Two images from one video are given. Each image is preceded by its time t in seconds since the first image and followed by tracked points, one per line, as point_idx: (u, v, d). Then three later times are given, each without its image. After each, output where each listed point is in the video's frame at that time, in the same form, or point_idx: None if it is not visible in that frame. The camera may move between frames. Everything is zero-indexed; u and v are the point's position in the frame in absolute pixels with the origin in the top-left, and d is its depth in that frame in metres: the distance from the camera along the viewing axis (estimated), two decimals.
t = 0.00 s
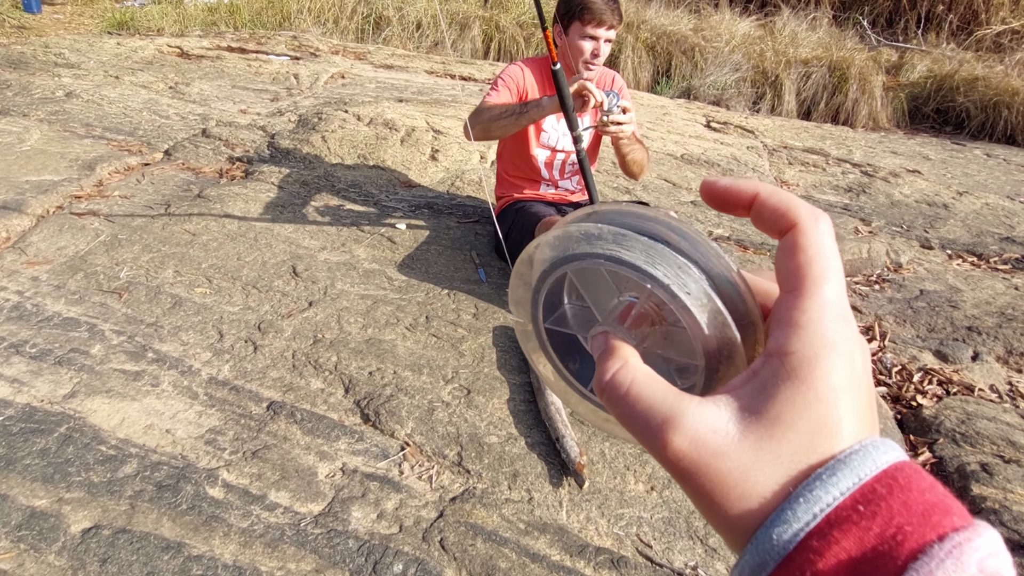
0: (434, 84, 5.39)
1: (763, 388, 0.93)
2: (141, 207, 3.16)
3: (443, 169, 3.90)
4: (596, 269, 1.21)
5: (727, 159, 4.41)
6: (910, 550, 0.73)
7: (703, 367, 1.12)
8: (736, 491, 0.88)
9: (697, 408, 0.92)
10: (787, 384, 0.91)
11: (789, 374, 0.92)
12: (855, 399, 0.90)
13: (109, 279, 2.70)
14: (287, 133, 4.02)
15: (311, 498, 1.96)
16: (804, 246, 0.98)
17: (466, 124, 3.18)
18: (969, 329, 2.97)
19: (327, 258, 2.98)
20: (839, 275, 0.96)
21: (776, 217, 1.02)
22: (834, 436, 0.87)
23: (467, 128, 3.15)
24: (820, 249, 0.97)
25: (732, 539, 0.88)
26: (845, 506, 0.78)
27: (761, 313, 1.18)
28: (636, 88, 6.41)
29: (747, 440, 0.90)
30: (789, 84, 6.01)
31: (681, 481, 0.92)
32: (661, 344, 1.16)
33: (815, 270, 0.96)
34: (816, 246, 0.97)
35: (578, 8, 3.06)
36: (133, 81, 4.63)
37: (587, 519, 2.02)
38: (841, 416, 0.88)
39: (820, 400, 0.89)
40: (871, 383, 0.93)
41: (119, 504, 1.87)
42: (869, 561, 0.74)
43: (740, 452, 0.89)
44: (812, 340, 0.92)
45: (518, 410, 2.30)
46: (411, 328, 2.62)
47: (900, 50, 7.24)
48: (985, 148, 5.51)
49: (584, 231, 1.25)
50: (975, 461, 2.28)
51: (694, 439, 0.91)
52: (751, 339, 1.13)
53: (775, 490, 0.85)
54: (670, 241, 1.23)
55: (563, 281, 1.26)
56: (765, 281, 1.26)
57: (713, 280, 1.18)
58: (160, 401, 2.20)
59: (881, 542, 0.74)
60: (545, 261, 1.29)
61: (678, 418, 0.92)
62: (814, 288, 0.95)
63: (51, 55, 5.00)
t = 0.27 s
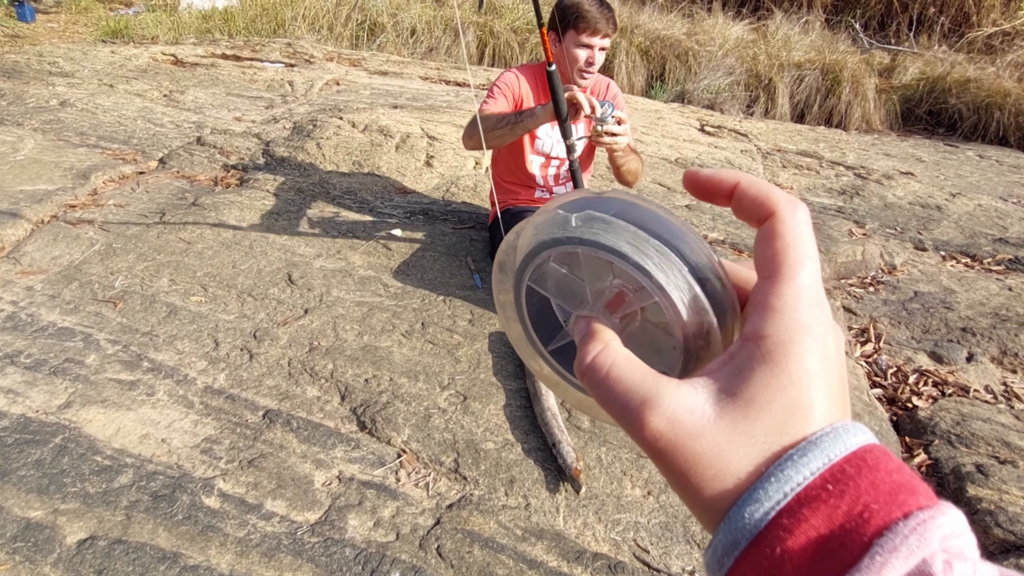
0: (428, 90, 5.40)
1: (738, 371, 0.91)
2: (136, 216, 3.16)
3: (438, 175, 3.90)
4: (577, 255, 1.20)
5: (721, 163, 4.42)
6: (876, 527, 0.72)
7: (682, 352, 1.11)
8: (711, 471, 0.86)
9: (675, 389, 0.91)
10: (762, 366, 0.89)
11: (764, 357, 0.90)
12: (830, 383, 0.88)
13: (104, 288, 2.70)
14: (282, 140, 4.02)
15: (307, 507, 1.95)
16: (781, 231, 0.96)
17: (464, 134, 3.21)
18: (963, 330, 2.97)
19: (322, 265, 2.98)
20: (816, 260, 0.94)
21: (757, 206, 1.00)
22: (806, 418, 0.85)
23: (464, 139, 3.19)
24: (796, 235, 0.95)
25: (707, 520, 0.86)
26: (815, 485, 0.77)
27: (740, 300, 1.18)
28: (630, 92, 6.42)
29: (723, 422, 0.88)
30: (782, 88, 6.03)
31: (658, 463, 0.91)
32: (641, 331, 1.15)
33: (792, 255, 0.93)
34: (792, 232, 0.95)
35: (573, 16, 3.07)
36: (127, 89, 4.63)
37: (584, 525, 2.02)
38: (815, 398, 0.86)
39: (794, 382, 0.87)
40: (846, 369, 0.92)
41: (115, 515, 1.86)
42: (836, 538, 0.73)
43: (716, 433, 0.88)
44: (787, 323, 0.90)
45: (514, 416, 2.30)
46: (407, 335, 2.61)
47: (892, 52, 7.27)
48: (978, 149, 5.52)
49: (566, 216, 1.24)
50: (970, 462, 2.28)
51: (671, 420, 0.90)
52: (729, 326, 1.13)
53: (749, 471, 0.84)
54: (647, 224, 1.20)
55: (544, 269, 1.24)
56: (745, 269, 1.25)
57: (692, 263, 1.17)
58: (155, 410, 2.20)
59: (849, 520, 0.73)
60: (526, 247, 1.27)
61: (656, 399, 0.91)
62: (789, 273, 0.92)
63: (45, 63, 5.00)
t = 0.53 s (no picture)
0: (421, 99, 5.40)
1: (727, 367, 0.91)
2: (128, 227, 3.14)
3: (432, 184, 3.90)
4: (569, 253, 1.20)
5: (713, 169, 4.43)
6: (863, 520, 0.72)
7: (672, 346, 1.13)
8: (700, 465, 0.86)
9: (665, 384, 0.91)
10: (751, 362, 0.90)
11: (753, 352, 0.90)
12: (816, 378, 0.89)
13: (96, 300, 2.68)
14: (274, 150, 4.01)
15: (303, 519, 1.94)
16: (770, 228, 0.96)
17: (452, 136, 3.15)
18: (956, 333, 2.98)
19: (316, 275, 2.97)
20: (805, 257, 0.94)
21: (746, 204, 1.02)
22: (794, 413, 0.86)
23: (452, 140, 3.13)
24: (785, 232, 0.95)
25: (696, 514, 0.86)
26: (802, 479, 0.77)
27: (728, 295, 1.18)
28: (622, 99, 6.44)
29: (712, 417, 0.88)
30: (773, 94, 6.06)
31: (648, 458, 0.91)
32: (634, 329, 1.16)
33: (781, 252, 0.94)
34: (782, 230, 0.95)
35: (565, 26, 3.08)
36: (119, 100, 4.62)
37: (581, 533, 2.01)
38: (802, 393, 0.87)
39: (782, 377, 0.88)
40: (832, 365, 0.92)
41: (108, 530, 1.84)
42: (824, 531, 0.73)
43: (705, 428, 0.88)
44: (776, 319, 0.91)
45: (510, 424, 2.29)
46: (402, 344, 2.61)
47: (881, 58, 7.31)
48: (967, 154, 5.56)
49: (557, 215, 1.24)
50: (964, 466, 2.29)
51: (661, 416, 0.89)
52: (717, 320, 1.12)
53: (738, 465, 0.84)
54: (637, 224, 1.22)
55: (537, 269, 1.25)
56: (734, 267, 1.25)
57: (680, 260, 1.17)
58: (149, 423, 2.18)
59: (836, 513, 0.74)
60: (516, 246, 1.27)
61: (646, 394, 0.90)
62: (778, 269, 0.92)
63: (36, 75, 4.98)
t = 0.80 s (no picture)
0: (412, 109, 5.41)
1: (725, 379, 0.90)
2: (118, 239, 3.12)
3: (424, 194, 3.89)
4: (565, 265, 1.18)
5: (703, 177, 4.44)
6: (861, 533, 0.72)
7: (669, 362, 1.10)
8: (700, 479, 0.85)
9: (664, 398, 0.90)
10: (748, 375, 0.88)
11: (750, 367, 0.89)
12: (814, 392, 0.87)
13: (86, 313, 2.66)
14: (265, 161, 4.00)
15: (296, 532, 1.92)
16: (768, 243, 0.94)
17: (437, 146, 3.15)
18: (946, 338, 2.99)
19: (308, 285, 2.95)
20: (800, 271, 0.93)
21: (742, 217, 0.99)
22: (792, 426, 0.84)
23: (436, 151, 3.12)
24: (782, 246, 0.93)
25: (696, 527, 0.85)
26: (802, 491, 0.76)
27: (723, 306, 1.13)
28: (613, 108, 6.46)
29: (711, 430, 0.87)
30: (762, 102, 6.09)
31: (647, 471, 0.90)
32: (630, 341, 1.15)
33: (778, 267, 0.92)
34: (779, 245, 0.93)
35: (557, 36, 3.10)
36: (109, 112, 4.61)
37: (577, 543, 2.00)
38: (800, 407, 0.86)
39: (780, 390, 0.86)
40: (829, 378, 0.91)
41: (98, 545, 1.82)
42: (823, 546, 0.72)
43: (704, 441, 0.87)
44: (772, 333, 0.89)
45: (504, 434, 2.28)
46: (395, 354, 2.59)
47: (867, 66, 7.37)
48: (954, 160, 5.60)
49: (553, 227, 1.21)
50: (957, 470, 2.29)
51: (660, 429, 0.88)
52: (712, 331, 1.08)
53: (736, 479, 0.83)
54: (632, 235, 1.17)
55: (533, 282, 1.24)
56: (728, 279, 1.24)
57: (674, 270, 1.13)
58: (139, 437, 2.16)
59: (835, 526, 0.73)
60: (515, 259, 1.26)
61: (645, 408, 0.89)
62: (774, 283, 0.91)
63: (26, 87, 4.96)
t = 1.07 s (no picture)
0: (404, 120, 5.41)
1: (704, 407, 0.90)
2: (109, 253, 3.11)
3: (416, 206, 3.89)
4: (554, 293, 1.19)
5: (694, 186, 4.46)
6: (835, 561, 0.72)
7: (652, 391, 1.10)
8: (682, 506, 0.86)
9: (646, 425, 0.90)
10: (727, 403, 0.89)
11: (729, 395, 0.89)
12: (791, 419, 0.88)
13: (76, 328, 2.65)
14: (257, 173, 4.00)
15: (288, 547, 1.91)
16: (746, 273, 0.94)
17: (425, 152, 3.12)
18: (936, 344, 3.00)
19: (300, 298, 2.95)
20: (778, 299, 0.93)
21: (721, 247, 0.99)
22: (770, 453, 0.85)
23: (425, 157, 3.10)
24: (760, 276, 0.93)
25: (678, 554, 0.85)
26: (778, 519, 0.77)
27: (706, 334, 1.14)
28: (604, 118, 6.48)
29: (691, 457, 0.87)
30: (751, 111, 6.13)
31: (631, 499, 0.90)
32: (616, 369, 1.16)
33: (754, 297, 0.92)
34: (757, 276, 0.93)
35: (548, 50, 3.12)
36: (99, 125, 4.60)
37: (570, 555, 1.99)
38: (778, 434, 0.86)
39: (757, 418, 0.87)
40: (807, 403, 0.92)
41: (88, 563, 1.80)
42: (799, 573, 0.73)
43: (684, 468, 0.87)
44: (750, 361, 0.90)
45: (497, 445, 2.28)
46: (387, 367, 2.59)
47: (854, 75, 7.43)
48: (941, 167, 5.64)
49: (544, 256, 1.23)
50: (948, 477, 2.30)
51: (642, 457, 0.89)
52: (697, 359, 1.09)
53: (716, 506, 0.83)
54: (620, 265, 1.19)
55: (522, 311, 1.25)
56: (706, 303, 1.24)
57: (660, 299, 1.14)
58: (130, 453, 2.14)
59: (809, 553, 0.73)
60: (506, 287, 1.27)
61: (627, 435, 0.90)
62: (752, 312, 0.91)
63: (16, 101, 4.95)
